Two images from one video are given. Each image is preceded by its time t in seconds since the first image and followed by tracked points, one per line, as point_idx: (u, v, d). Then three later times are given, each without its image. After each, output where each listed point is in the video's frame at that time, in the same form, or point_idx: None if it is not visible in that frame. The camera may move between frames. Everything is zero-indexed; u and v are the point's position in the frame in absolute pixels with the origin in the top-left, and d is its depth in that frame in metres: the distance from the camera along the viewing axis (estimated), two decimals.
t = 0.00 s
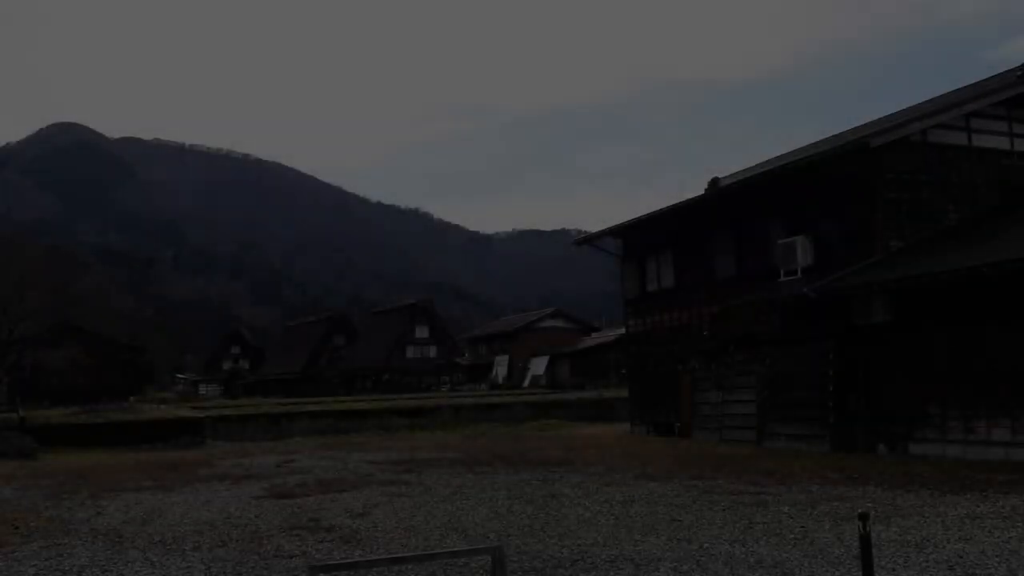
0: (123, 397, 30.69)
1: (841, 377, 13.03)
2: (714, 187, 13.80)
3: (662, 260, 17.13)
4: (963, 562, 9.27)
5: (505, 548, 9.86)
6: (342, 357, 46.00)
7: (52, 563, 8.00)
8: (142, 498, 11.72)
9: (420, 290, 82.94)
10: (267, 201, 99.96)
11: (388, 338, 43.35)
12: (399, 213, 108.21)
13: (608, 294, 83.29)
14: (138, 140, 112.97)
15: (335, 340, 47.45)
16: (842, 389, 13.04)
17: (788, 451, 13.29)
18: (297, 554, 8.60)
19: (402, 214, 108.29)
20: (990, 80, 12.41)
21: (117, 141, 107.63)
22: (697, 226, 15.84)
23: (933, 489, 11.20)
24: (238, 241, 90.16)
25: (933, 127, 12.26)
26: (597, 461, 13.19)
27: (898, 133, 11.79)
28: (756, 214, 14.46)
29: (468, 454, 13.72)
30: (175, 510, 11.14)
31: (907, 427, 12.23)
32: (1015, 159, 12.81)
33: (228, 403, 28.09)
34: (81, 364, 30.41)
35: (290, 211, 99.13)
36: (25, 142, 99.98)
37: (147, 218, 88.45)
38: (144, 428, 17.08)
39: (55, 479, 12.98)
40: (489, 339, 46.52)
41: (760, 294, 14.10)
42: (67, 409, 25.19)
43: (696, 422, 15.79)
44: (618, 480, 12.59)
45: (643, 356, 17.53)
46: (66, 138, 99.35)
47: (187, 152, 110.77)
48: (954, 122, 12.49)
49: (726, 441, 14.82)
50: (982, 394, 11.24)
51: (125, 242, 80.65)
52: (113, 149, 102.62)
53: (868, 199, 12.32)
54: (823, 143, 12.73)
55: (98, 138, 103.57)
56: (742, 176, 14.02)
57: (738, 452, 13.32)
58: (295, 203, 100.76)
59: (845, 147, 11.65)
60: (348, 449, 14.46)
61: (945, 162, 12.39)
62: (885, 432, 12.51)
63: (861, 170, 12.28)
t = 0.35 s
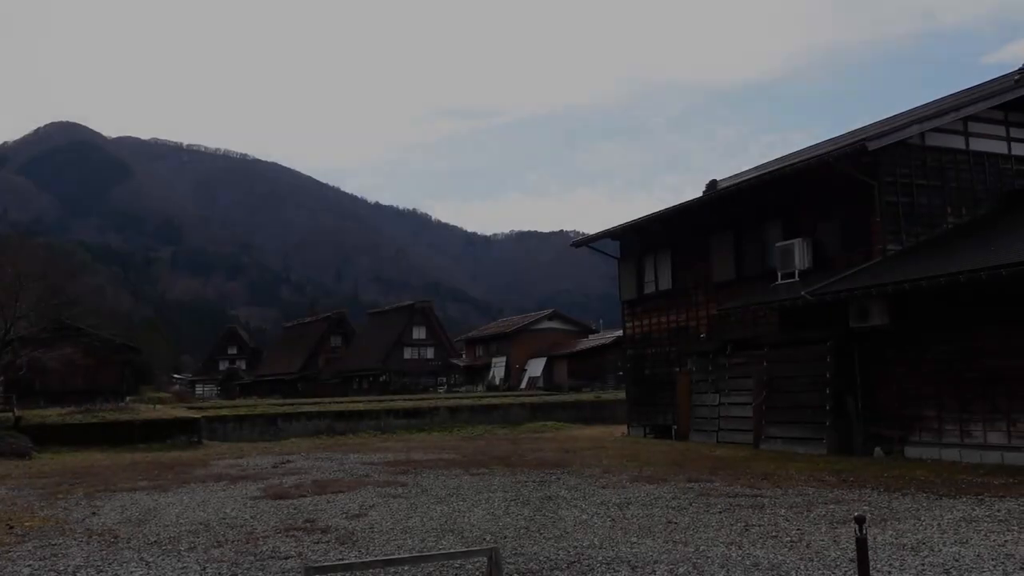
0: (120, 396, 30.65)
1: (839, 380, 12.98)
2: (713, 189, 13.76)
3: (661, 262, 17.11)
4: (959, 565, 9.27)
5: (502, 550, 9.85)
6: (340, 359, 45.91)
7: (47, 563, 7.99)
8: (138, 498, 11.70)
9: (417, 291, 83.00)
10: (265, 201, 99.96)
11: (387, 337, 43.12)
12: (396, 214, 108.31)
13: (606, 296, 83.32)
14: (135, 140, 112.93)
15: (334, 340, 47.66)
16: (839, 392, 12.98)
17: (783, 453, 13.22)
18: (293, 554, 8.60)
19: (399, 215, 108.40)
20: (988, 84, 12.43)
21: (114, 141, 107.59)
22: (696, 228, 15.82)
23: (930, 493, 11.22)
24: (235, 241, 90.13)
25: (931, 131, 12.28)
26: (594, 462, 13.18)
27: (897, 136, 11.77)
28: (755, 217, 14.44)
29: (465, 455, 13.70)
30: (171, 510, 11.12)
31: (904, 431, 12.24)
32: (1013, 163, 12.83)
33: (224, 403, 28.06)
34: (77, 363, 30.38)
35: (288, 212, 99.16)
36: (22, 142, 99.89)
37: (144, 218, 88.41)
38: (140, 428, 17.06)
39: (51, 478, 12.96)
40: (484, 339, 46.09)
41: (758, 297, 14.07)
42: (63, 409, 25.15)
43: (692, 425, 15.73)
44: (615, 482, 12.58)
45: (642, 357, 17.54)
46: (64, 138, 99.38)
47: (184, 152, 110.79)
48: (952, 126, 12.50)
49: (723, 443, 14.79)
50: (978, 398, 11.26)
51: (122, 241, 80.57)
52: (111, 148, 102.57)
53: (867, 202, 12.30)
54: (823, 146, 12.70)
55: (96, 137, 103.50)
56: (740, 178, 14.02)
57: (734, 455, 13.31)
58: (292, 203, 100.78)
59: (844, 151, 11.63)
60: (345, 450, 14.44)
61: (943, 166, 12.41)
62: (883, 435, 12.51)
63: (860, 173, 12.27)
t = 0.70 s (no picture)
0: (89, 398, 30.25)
1: (810, 384, 13.11)
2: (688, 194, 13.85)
3: (636, 266, 17.21)
4: (925, 567, 9.41)
5: (475, 553, 9.86)
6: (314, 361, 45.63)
7: (13, 567, 7.87)
8: (107, 500, 11.56)
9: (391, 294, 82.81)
10: (238, 202, 99.27)
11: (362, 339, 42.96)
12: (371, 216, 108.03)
13: (581, 298, 83.41)
14: (107, 139, 111.73)
15: (308, 342, 47.27)
16: (809, 396, 13.11)
17: (758, 457, 13.24)
18: (265, 558, 8.55)
19: (374, 217, 108.17)
20: (959, 93, 12.62)
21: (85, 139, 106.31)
22: (671, 232, 15.93)
23: (898, 496, 11.42)
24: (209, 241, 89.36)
25: (903, 140, 12.46)
26: (568, 465, 13.22)
27: (870, 144, 11.92)
28: (730, 222, 14.56)
29: (440, 457, 13.70)
30: (141, 512, 11.01)
31: (874, 435, 12.51)
32: (983, 171, 13.03)
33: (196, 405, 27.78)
34: (46, 364, 29.93)
35: (262, 212, 98.58)
36: None
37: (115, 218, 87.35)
38: (111, 429, 16.86)
39: (19, 480, 12.77)
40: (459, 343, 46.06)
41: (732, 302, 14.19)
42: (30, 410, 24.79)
43: (666, 428, 15.78)
44: (589, 484, 12.63)
45: (619, 359, 17.59)
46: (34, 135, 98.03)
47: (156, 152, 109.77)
48: (923, 135, 12.70)
49: (696, 446, 14.88)
50: (946, 402, 11.61)
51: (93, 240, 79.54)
52: (82, 146, 101.26)
53: (840, 208, 12.43)
54: (796, 152, 12.83)
55: (68, 135, 102.12)
56: (715, 183, 14.15)
57: (707, 458, 13.42)
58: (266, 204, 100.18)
59: (818, 157, 11.76)
60: (319, 452, 14.38)
61: (913, 175, 12.61)
62: (853, 439, 12.78)
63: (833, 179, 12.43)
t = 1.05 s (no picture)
0: None
1: (716, 390, 13.50)
2: (602, 201, 14.03)
3: (549, 272, 17.34)
4: (820, 566, 9.74)
5: (384, 560, 9.74)
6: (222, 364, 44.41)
7: None
8: None
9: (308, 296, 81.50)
10: (148, 201, 96.08)
11: (271, 343, 41.94)
12: (287, 218, 106.17)
13: (496, 303, 83.88)
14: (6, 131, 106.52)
15: (216, 345, 45.87)
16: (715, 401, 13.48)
17: (665, 461, 13.50)
18: (162, 569, 8.25)
19: (290, 219, 106.34)
20: (859, 111, 13.15)
21: None
22: (585, 238, 16.12)
23: (797, 498, 11.80)
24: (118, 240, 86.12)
25: (807, 154, 12.90)
26: (479, 470, 13.22)
27: (776, 157, 12.29)
28: (642, 230, 14.81)
29: (348, 463, 13.51)
30: (30, 523, 10.48)
31: (775, 439, 13.10)
32: (879, 186, 13.61)
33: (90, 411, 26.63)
34: None
35: (174, 211, 95.66)
36: None
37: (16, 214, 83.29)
38: None
39: None
40: (372, 346, 45.82)
41: (642, 308, 14.42)
42: None
43: (576, 433, 15.93)
44: (500, 488, 12.67)
45: (531, 364, 17.70)
46: None
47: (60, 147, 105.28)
48: (825, 149, 13.17)
49: (605, 450, 15.08)
50: (844, 407, 12.34)
51: None
52: None
53: (746, 219, 12.80)
54: (706, 163, 13.14)
55: None
56: (628, 191, 14.37)
57: (617, 462, 13.60)
58: (178, 203, 97.26)
59: (726, 169, 12.06)
60: (223, 458, 13.99)
61: (816, 187, 13.08)
62: (755, 443, 13.34)
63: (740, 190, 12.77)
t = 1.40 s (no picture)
0: None
1: (607, 397, 13.73)
2: (499, 208, 14.09)
3: (445, 278, 17.30)
4: (702, 569, 10.01)
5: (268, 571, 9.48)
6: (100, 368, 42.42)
7: None
8: None
9: (203, 299, 78.96)
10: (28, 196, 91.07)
11: (154, 347, 40.44)
12: (178, 218, 102.61)
13: (391, 308, 83.73)
14: None
15: (94, 348, 43.86)
16: (607, 407, 13.71)
17: (556, 467, 13.65)
18: None
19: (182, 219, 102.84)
20: (746, 128, 13.64)
21: None
22: (482, 245, 16.16)
23: (683, 502, 12.11)
24: None
25: (697, 168, 13.29)
26: (370, 477, 13.05)
27: (668, 171, 12.61)
28: (537, 238, 14.96)
29: (233, 471, 13.11)
30: None
31: (663, 445, 13.45)
32: (764, 201, 14.15)
33: None
34: None
35: (57, 208, 90.99)
36: None
37: None
38: None
39: None
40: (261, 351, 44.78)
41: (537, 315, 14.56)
42: None
43: (469, 439, 15.92)
44: (391, 496, 12.54)
45: (425, 370, 17.61)
46: None
47: None
48: (714, 164, 13.60)
49: (497, 456, 15.12)
50: (728, 414, 12.78)
51: None
52: None
53: (639, 230, 13.11)
54: (601, 173, 13.37)
55: None
56: (525, 199, 14.49)
57: (509, 468, 13.66)
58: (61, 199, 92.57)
59: (620, 180, 12.31)
60: (98, 468, 13.33)
61: (705, 200, 13.49)
62: (645, 449, 13.65)
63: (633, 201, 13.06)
